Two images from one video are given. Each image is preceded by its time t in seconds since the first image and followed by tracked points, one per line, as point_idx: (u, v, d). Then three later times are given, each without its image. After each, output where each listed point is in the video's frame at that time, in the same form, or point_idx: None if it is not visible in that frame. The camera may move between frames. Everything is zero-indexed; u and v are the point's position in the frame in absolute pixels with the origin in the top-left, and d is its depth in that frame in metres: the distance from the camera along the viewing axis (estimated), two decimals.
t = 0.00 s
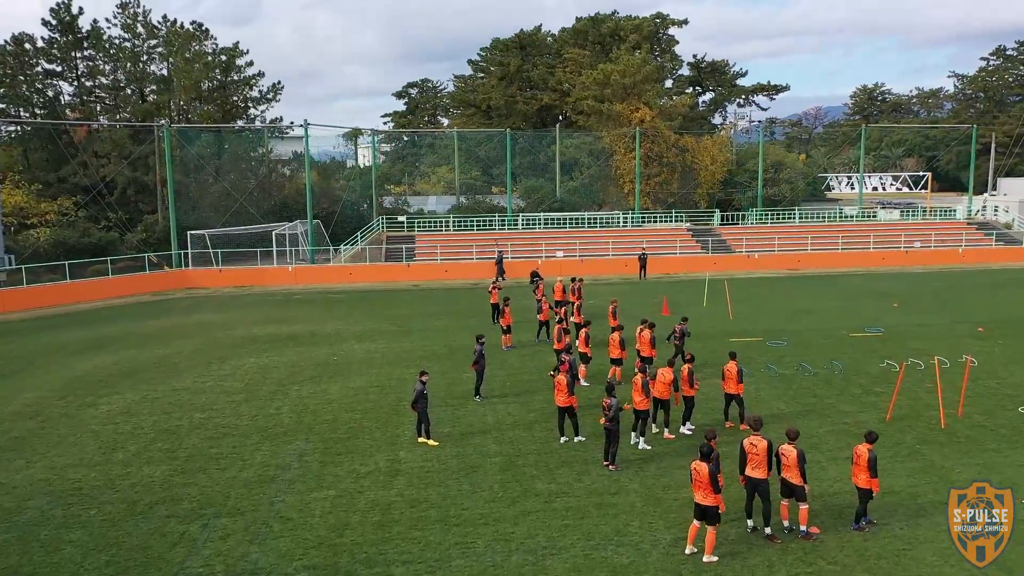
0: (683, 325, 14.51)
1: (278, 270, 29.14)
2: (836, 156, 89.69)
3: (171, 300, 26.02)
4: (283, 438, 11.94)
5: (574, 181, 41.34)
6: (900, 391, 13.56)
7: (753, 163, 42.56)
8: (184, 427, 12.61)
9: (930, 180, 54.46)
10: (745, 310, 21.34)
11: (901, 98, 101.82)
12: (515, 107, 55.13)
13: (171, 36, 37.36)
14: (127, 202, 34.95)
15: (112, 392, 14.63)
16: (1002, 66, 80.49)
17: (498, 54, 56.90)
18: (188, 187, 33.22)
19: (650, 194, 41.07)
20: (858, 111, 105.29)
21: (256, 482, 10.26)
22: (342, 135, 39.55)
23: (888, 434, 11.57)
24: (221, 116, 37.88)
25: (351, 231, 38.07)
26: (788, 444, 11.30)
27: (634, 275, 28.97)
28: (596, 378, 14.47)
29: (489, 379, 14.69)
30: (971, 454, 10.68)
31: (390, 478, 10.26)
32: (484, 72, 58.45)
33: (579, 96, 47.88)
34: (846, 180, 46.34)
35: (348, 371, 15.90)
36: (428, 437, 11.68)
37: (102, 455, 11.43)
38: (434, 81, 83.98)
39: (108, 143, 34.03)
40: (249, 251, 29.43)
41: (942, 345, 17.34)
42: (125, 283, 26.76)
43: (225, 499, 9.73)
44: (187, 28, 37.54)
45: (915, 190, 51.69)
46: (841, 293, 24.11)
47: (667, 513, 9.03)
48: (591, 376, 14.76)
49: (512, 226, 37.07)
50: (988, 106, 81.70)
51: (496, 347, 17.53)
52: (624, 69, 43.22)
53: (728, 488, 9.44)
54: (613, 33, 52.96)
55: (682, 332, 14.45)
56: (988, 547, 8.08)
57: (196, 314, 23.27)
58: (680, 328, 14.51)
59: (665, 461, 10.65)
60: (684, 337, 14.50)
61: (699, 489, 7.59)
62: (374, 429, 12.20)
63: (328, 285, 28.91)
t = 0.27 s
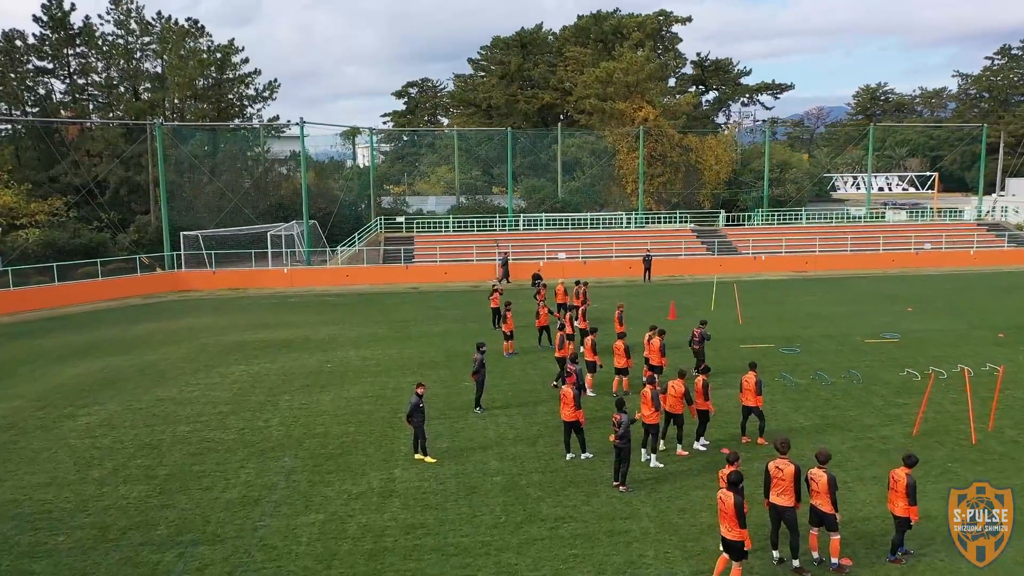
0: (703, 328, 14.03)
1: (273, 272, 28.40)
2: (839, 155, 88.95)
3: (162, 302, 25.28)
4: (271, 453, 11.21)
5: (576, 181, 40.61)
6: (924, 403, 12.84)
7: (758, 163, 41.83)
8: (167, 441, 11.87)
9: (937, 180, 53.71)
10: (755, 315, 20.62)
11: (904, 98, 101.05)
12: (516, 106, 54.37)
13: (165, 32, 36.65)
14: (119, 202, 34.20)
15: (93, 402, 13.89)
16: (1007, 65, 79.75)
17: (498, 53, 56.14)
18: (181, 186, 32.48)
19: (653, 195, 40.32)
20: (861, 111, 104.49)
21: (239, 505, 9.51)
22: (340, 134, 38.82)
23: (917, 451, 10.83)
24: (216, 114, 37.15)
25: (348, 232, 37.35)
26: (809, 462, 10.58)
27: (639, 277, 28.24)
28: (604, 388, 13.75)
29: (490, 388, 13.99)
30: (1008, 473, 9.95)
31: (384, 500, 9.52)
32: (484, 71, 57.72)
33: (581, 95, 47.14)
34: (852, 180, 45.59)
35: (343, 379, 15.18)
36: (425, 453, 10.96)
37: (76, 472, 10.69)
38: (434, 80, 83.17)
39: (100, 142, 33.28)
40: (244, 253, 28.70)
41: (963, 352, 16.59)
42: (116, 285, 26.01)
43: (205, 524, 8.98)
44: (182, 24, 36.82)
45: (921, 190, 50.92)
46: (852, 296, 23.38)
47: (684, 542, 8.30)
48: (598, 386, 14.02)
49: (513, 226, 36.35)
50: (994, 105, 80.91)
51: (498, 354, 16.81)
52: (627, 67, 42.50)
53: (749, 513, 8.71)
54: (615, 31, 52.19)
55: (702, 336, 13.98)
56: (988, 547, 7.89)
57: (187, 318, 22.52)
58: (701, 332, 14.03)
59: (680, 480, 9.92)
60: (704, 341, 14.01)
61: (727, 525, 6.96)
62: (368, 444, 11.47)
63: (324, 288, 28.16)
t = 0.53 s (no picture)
0: (723, 335, 13.65)
1: (268, 274, 27.68)
2: (843, 155, 88.14)
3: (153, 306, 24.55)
4: (256, 472, 10.47)
5: (578, 181, 39.88)
6: (951, 416, 12.09)
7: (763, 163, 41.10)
8: (146, 458, 11.14)
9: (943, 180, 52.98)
10: (765, 319, 19.89)
11: (907, 97, 100.31)
12: (516, 105, 53.63)
13: (159, 30, 35.97)
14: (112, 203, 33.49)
15: (71, 414, 13.16)
16: (1012, 64, 79.04)
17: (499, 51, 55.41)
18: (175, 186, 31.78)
19: (657, 195, 39.48)
20: (864, 111, 103.72)
21: (219, 531, 8.77)
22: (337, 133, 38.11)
23: (948, 469, 10.08)
24: (211, 113, 36.44)
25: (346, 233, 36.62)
26: (834, 482, 9.84)
27: (643, 279, 27.51)
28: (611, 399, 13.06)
29: (490, 399, 13.27)
30: None
31: (375, 525, 8.79)
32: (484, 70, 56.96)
33: (583, 94, 46.42)
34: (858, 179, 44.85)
35: (335, 389, 14.46)
36: (421, 471, 10.25)
37: (47, 492, 9.96)
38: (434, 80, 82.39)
39: (92, 141, 32.57)
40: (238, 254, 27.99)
41: (985, 359, 15.85)
42: (105, 288, 25.26)
43: (181, 554, 8.25)
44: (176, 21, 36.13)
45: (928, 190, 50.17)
46: (864, 299, 22.64)
47: None
48: (605, 396, 13.30)
49: (513, 227, 35.65)
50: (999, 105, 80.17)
51: (498, 361, 16.09)
52: (629, 65, 41.79)
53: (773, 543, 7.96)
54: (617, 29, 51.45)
55: (723, 343, 13.58)
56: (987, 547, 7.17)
57: (177, 322, 21.78)
58: (721, 339, 13.65)
59: (696, 503, 9.18)
60: (724, 348, 13.60)
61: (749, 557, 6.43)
62: (360, 461, 10.74)
63: (320, 290, 27.44)
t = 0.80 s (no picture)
0: (745, 341, 12.96)
1: (262, 276, 26.96)
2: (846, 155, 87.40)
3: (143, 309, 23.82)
4: (239, 491, 9.75)
5: (579, 181, 39.18)
6: (980, 430, 11.37)
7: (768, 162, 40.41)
8: (122, 475, 10.42)
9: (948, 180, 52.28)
10: (775, 324, 19.17)
11: (910, 97, 99.58)
12: (517, 104, 52.93)
13: (152, 26, 35.27)
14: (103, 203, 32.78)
15: (47, 426, 12.46)
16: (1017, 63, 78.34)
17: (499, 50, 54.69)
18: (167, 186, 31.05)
19: (660, 195, 38.89)
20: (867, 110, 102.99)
21: (195, 560, 8.04)
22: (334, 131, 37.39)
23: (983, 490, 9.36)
24: (205, 111, 35.72)
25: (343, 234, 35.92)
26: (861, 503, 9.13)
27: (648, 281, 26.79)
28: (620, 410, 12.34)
29: (491, 411, 12.56)
30: None
31: (365, 554, 8.07)
32: (484, 68, 56.22)
33: (584, 92, 45.71)
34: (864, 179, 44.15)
35: (327, 399, 13.75)
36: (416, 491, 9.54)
37: (13, 515, 9.23)
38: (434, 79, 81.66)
39: (83, 140, 31.84)
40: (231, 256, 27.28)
41: (1007, 367, 15.14)
42: (94, 290, 24.53)
43: None
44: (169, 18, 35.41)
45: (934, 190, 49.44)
46: (875, 302, 21.92)
47: None
48: (612, 408, 12.58)
49: (513, 228, 34.95)
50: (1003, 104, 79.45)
51: (499, 369, 15.37)
52: (631, 63, 41.09)
53: None
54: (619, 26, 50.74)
55: (746, 349, 12.88)
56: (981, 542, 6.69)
57: (166, 326, 21.07)
58: (744, 344, 12.97)
59: (714, 530, 8.46)
60: (747, 355, 12.91)
61: None
62: (351, 479, 10.03)
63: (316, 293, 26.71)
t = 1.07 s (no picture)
0: (765, 347, 12.22)
1: (256, 278, 26.25)
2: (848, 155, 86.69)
3: (132, 312, 23.12)
4: (219, 514, 9.03)
5: (580, 181, 38.49)
6: (1013, 445, 10.67)
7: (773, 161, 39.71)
8: (95, 495, 9.72)
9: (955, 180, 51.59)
10: (786, 328, 18.46)
11: (914, 96, 98.88)
12: (517, 102, 52.24)
13: (145, 23, 34.60)
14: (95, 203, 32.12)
15: (20, 439, 11.76)
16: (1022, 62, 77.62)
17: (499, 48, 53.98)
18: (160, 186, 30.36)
19: (663, 195, 38.22)
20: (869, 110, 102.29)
21: None
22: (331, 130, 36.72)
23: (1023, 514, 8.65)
24: (199, 109, 35.03)
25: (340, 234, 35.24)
26: (893, 527, 8.43)
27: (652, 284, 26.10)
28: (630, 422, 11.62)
29: (491, 423, 11.86)
30: None
31: None
32: (484, 67, 55.51)
33: (586, 90, 44.99)
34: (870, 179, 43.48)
35: (318, 409, 13.06)
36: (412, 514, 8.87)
37: None
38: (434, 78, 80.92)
39: (74, 139, 31.16)
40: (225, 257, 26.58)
41: None
42: (82, 293, 23.82)
43: None
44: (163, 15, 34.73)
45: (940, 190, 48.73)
46: (887, 305, 21.23)
47: None
48: (621, 420, 11.87)
49: (514, 228, 34.26)
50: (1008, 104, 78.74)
51: (500, 377, 14.67)
52: (634, 61, 40.40)
53: None
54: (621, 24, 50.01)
55: (766, 356, 12.14)
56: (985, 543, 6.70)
57: (155, 330, 20.36)
58: (764, 351, 12.22)
59: (735, 560, 7.74)
60: (768, 362, 12.17)
61: None
62: (340, 500, 9.33)
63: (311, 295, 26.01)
